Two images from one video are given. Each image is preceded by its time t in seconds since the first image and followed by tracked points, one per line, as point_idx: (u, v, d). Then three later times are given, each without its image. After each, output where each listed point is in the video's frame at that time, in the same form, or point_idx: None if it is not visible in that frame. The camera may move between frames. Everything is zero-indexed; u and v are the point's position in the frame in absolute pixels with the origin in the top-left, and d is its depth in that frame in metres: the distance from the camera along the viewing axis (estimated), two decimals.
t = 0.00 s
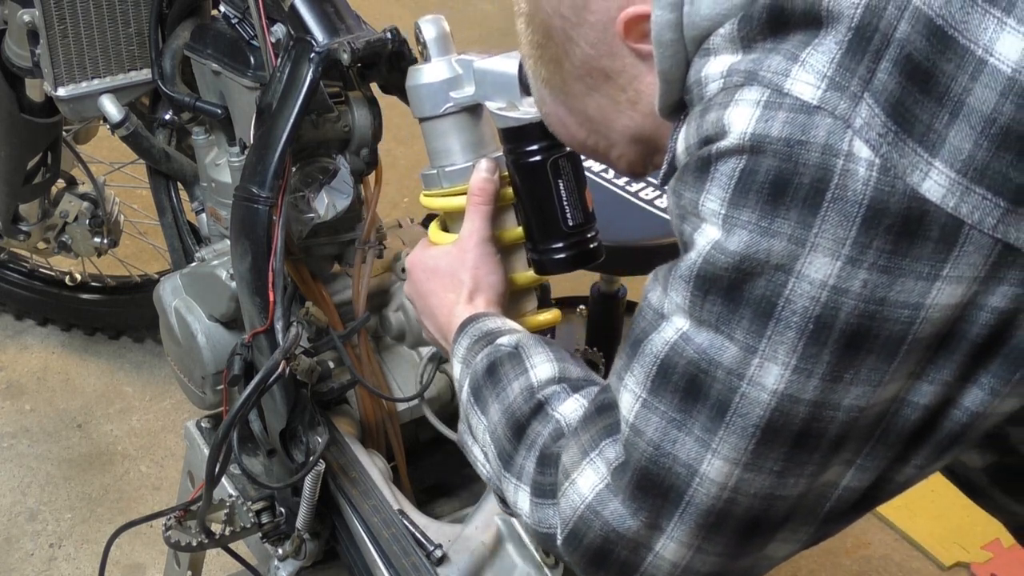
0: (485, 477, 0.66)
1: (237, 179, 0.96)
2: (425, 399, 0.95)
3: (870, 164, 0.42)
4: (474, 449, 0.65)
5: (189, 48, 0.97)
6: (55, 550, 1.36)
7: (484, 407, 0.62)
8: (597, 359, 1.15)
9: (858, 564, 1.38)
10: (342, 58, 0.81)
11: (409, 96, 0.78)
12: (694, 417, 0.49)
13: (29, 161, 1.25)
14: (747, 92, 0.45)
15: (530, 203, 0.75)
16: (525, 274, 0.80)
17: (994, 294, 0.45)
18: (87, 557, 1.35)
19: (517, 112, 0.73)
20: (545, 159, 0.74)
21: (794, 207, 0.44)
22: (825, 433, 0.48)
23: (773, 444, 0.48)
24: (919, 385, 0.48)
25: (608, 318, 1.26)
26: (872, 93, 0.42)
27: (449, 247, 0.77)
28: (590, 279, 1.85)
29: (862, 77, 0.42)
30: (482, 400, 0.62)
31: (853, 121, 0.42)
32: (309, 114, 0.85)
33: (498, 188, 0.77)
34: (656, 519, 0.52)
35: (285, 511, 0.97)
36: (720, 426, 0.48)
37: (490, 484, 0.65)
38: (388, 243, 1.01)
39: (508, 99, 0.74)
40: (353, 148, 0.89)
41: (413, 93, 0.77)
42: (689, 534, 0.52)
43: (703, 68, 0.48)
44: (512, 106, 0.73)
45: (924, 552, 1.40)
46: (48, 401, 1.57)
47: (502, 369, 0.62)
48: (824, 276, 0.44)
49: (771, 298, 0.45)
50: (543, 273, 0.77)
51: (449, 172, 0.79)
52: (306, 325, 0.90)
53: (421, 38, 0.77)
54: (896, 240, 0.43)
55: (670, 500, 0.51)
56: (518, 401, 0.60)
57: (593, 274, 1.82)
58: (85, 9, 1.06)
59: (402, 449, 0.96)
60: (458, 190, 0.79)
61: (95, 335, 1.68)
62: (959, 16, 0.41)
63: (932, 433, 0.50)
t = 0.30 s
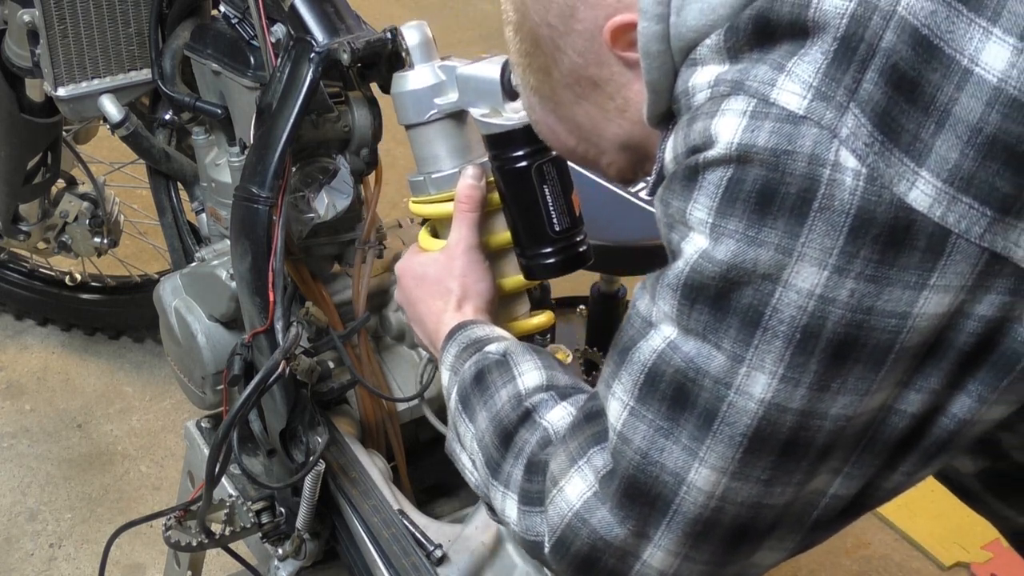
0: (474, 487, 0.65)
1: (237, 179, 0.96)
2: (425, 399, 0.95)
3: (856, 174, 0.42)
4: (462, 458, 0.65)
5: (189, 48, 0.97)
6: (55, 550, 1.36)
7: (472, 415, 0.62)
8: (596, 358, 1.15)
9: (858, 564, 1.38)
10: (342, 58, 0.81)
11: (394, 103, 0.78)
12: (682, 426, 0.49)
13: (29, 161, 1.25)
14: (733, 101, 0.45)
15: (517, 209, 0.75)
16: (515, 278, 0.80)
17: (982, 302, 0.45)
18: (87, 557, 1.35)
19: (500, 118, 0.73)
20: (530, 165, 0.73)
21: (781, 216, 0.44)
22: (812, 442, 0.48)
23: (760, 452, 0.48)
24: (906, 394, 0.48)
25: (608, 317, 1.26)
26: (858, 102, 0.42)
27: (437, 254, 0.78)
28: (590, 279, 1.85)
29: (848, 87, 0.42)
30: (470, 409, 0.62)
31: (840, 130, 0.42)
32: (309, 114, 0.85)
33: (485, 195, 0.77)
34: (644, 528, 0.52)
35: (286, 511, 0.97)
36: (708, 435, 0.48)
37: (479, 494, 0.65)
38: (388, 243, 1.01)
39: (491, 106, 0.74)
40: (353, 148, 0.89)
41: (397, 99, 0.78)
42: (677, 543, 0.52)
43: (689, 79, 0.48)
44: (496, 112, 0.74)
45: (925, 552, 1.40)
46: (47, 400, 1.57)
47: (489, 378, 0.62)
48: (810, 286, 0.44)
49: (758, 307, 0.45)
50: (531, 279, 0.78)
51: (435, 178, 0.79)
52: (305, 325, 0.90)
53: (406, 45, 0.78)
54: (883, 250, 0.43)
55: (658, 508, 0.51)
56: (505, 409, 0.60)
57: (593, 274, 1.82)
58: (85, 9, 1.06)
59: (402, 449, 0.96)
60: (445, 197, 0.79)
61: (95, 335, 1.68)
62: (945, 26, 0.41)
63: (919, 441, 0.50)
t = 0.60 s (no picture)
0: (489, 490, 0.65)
1: (237, 180, 0.96)
2: (424, 400, 0.95)
3: (863, 176, 0.42)
4: (479, 462, 0.65)
5: (189, 48, 0.97)
6: (55, 550, 1.36)
7: (490, 419, 0.62)
8: (597, 358, 1.15)
9: (859, 564, 1.38)
10: (342, 58, 0.81)
11: (404, 102, 0.78)
12: (696, 433, 0.49)
13: (29, 161, 1.25)
14: (737, 106, 0.45)
15: (527, 211, 0.75)
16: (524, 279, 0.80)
17: (992, 301, 0.45)
18: (87, 557, 1.35)
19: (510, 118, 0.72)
20: (542, 167, 0.73)
21: (788, 219, 0.44)
22: (826, 444, 0.48)
23: (776, 456, 0.48)
24: (919, 394, 0.48)
25: (608, 317, 1.26)
26: (863, 104, 0.42)
27: (448, 256, 0.78)
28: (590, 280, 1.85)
29: (852, 89, 0.42)
30: (488, 413, 0.62)
31: (845, 133, 0.42)
32: (309, 115, 0.85)
33: (495, 197, 0.77)
34: (662, 536, 0.52)
35: (285, 512, 0.97)
36: (723, 441, 0.48)
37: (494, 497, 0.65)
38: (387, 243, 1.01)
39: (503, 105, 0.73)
40: (353, 148, 0.89)
41: (407, 98, 0.78)
42: (696, 549, 0.52)
43: (692, 82, 0.48)
44: (507, 112, 0.73)
45: (925, 552, 1.39)
46: (48, 400, 1.57)
47: (508, 382, 0.62)
48: (819, 289, 0.44)
49: (768, 313, 0.45)
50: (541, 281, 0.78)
51: (444, 179, 0.79)
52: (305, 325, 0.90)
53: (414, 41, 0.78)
54: (890, 251, 0.43)
55: (675, 516, 0.51)
56: (524, 415, 0.60)
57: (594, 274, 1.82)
58: (85, 9, 1.06)
59: (401, 450, 0.96)
60: (454, 197, 0.79)
61: (95, 335, 1.68)
62: (948, 27, 0.41)
63: (932, 442, 0.51)
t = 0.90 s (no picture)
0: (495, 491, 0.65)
1: (237, 179, 0.96)
2: (424, 399, 0.95)
3: (868, 169, 0.42)
4: (484, 463, 0.65)
5: (189, 48, 0.97)
6: (55, 551, 1.36)
7: (495, 421, 0.62)
8: (597, 358, 1.15)
9: (859, 564, 1.38)
10: (342, 58, 0.81)
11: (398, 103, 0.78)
12: (706, 428, 0.49)
13: (29, 161, 1.25)
14: (741, 101, 0.45)
15: (522, 211, 0.75)
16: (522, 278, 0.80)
17: (998, 292, 0.45)
18: (87, 557, 1.35)
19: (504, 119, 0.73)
20: (537, 168, 0.73)
21: (795, 214, 0.44)
22: (836, 438, 0.48)
23: (786, 449, 0.48)
24: (927, 385, 0.48)
25: (608, 317, 1.26)
26: (867, 98, 0.42)
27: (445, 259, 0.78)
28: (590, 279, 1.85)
29: (856, 83, 0.42)
30: (493, 415, 0.62)
31: (850, 126, 0.42)
32: (309, 115, 0.85)
33: (489, 198, 0.77)
34: (674, 532, 0.52)
35: (285, 512, 0.97)
36: (733, 436, 0.48)
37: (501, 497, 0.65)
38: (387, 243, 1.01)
39: (497, 106, 0.74)
40: (353, 148, 0.89)
41: (401, 99, 0.78)
42: (708, 544, 0.52)
43: (694, 77, 0.48)
44: (501, 113, 0.73)
45: (924, 551, 1.40)
46: (48, 400, 1.57)
47: (510, 383, 0.62)
48: (827, 283, 0.44)
49: (776, 307, 0.45)
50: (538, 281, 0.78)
51: (439, 181, 0.79)
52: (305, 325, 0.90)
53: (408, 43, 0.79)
54: (897, 244, 0.43)
55: (688, 512, 0.51)
56: (529, 416, 0.59)
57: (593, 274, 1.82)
58: (85, 9, 1.06)
59: (402, 449, 0.96)
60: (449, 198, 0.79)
61: (95, 335, 1.68)
62: (952, 19, 0.41)
63: (942, 431, 0.51)
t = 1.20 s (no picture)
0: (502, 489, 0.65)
1: (237, 180, 0.96)
2: (424, 399, 0.95)
3: (864, 175, 0.42)
4: (491, 462, 0.65)
5: (189, 49, 0.97)
6: (55, 551, 1.36)
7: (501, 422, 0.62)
8: (597, 358, 1.15)
9: (859, 564, 1.38)
10: (342, 58, 0.81)
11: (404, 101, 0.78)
12: (706, 434, 0.49)
13: (29, 161, 1.25)
14: (735, 109, 0.45)
15: (528, 208, 0.75)
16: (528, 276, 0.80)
17: (996, 294, 0.45)
18: (87, 557, 1.35)
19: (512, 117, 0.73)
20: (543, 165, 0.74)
21: (792, 220, 0.44)
22: (837, 442, 0.48)
23: (786, 454, 0.48)
24: (926, 388, 0.48)
25: (609, 318, 1.26)
26: (862, 103, 0.42)
27: (450, 257, 0.78)
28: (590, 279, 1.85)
29: (851, 88, 0.42)
30: (499, 416, 0.62)
31: (846, 132, 0.42)
32: (310, 115, 0.85)
33: (494, 196, 0.78)
34: (676, 537, 0.52)
35: (285, 512, 0.97)
36: (733, 442, 0.48)
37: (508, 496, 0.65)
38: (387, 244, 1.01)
39: (504, 105, 0.74)
40: (353, 148, 0.89)
41: (408, 96, 0.78)
42: (710, 549, 0.52)
43: (687, 87, 0.48)
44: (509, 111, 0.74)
45: (924, 551, 1.40)
46: (48, 400, 1.57)
47: (517, 384, 0.61)
48: (825, 288, 0.44)
49: (774, 312, 0.45)
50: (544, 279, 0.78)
51: (444, 179, 0.79)
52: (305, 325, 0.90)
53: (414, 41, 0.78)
54: (895, 247, 0.43)
55: (689, 518, 0.51)
56: (535, 418, 0.59)
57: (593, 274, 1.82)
58: (85, 9, 1.06)
59: (402, 450, 0.96)
60: (455, 196, 0.79)
61: (95, 335, 1.68)
62: (944, 23, 0.41)
63: (944, 434, 0.51)
